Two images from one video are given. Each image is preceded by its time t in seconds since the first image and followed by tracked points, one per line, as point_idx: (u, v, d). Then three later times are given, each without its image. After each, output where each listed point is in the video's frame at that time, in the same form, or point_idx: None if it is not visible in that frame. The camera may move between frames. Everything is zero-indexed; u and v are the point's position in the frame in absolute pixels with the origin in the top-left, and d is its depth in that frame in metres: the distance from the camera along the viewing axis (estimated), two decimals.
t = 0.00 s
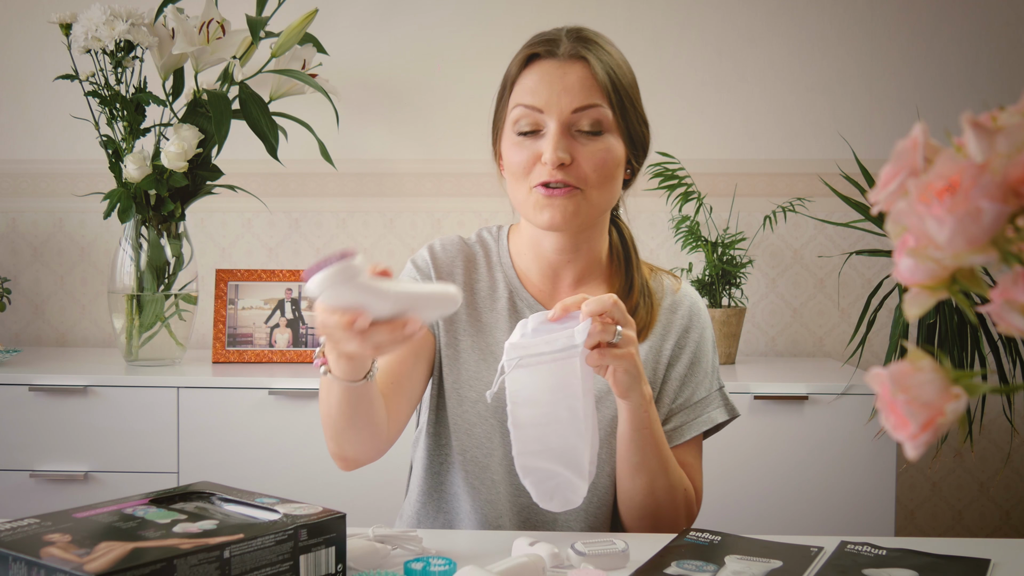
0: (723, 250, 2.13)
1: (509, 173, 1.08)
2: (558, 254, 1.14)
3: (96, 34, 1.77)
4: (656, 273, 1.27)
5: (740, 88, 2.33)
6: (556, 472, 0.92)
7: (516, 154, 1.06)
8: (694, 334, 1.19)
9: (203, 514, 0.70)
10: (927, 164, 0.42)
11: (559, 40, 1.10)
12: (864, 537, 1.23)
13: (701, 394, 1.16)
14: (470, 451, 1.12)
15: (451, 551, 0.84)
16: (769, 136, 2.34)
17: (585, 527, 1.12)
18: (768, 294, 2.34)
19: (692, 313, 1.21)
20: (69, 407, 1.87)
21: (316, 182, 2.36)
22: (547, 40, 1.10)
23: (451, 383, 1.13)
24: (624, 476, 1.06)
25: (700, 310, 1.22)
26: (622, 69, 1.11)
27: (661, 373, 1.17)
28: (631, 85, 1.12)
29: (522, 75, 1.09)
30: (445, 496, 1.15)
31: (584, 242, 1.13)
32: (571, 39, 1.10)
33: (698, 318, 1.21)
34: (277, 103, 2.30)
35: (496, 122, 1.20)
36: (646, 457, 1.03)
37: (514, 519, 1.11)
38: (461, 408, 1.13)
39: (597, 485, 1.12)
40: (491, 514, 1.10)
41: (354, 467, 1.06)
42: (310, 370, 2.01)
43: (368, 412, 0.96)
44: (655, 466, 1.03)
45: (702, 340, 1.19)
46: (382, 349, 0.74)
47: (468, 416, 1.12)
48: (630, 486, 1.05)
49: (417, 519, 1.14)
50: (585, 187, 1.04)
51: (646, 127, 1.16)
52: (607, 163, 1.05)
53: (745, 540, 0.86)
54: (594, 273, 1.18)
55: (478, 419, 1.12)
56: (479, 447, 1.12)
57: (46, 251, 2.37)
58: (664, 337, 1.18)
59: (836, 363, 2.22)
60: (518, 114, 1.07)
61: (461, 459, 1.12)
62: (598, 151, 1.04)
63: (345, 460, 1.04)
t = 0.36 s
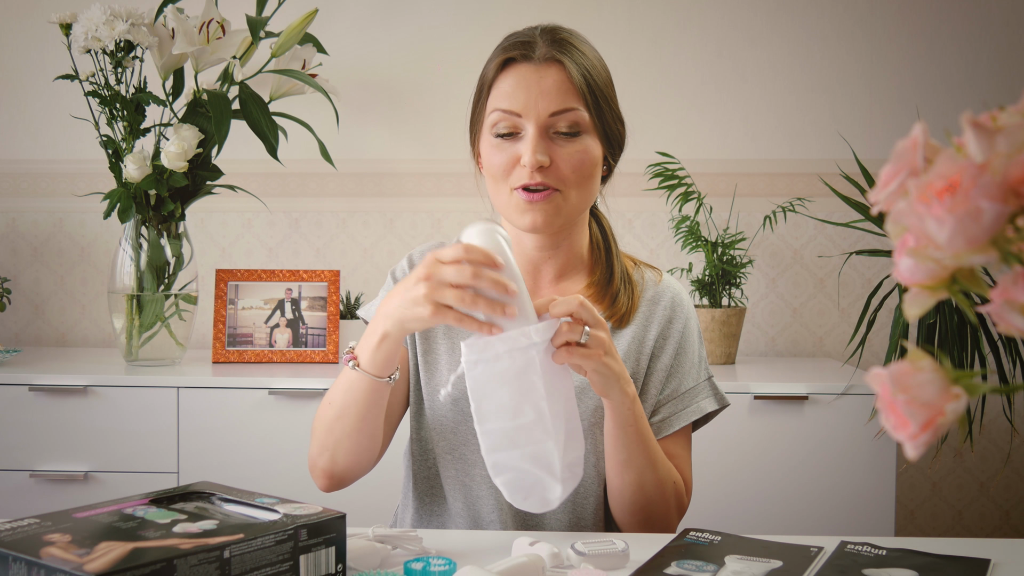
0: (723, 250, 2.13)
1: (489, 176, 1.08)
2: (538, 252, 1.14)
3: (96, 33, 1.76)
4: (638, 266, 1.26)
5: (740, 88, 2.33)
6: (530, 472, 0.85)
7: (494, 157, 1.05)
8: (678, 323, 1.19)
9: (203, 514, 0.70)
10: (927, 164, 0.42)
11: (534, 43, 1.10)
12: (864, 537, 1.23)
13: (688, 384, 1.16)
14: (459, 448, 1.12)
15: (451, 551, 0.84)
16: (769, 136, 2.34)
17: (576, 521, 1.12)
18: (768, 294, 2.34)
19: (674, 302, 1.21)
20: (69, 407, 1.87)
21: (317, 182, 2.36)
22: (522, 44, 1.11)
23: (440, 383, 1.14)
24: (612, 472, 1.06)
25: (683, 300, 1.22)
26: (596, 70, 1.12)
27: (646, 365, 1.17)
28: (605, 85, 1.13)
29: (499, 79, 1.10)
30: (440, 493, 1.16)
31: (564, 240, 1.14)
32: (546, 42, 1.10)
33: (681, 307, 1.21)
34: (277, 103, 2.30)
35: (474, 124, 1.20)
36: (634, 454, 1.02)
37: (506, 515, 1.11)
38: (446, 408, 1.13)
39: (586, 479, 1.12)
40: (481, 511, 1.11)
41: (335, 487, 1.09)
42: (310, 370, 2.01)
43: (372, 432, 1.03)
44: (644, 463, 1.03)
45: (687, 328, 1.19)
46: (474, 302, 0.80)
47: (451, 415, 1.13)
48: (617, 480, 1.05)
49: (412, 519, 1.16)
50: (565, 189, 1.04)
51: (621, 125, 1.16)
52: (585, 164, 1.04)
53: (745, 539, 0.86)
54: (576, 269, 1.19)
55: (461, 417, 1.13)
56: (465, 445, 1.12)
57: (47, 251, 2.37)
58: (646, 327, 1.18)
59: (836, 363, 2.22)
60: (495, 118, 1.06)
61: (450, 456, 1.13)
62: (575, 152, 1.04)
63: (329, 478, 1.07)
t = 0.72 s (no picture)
0: (723, 250, 2.13)
1: (486, 175, 1.08)
2: (535, 250, 1.15)
3: (96, 34, 1.76)
4: (637, 265, 1.26)
5: (740, 88, 2.33)
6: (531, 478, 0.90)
7: (491, 157, 1.06)
8: (677, 321, 1.19)
9: (203, 514, 0.70)
10: (928, 164, 0.42)
11: (529, 43, 1.10)
12: (865, 537, 1.23)
13: (690, 384, 1.17)
14: (458, 448, 1.12)
15: (451, 551, 0.84)
16: (770, 136, 2.34)
17: (576, 521, 1.12)
18: (768, 294, 2.34)
19: (671, 301, 1.20)
20: (69, 406, 1.87)
21: (317, 182, 2.36)
22: (517, 43, 1.10)
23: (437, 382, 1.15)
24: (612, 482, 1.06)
25: (681, 300, 1.22)
26: (592, 68, 1.11)
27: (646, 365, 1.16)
28: (601, 82, 1.13)
29: (495, 79, 1.09)
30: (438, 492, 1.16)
31: (562, 237, 1.14)
32: (540, 41, 1.10)
33: (678, 306, 1.21)
34: (277, 103, 2.30)
35: (470, 122, 1.20)
36: (631, 466, 1.02)
37: (505, 515, 1.11)
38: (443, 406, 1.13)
39: (584, 480, 1.12)
40: (481, 510, 1.11)
41: (329, 486, 1.08)
42: (310, 370, 2.01)
43: (371, 434, 1.03)
44: (641, 475, 1.03)
45: (685, 328, 1.19)
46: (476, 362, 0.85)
47: (450, 414, 1.13)
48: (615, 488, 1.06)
49: (410, 519, 1.16)
50: (562, 186, 1.04)
51: (616, 122, 1.16)
52: (582, 161, 1.05)
53: (745, 539, 0.86)
54: (574, 266, 1.19)
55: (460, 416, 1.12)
56: (463, 444, 1.12)
57: (46, 251, 2.37)
58: (643, 326, 1.18)
59: (836, 363, 2.22)
60: (492, 118, 1.06)
61: (449, 455, 1.13)
62: (572, 150, 1.04)
63: (324, 476, 1.07)
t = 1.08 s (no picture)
0: (723, 250, 2.13)
1: (484, 176, 1.08)
2: (535, 251, 1.15)
3: (96, 33, 1.76)
4: (636, 265, 1.26)
5: (741, 88, 2.33)
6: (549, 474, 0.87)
7: (490, 158, 1.06)
8: (677, 321, 1.19)
9: (203, 514, 0.70)
10: (928, 164, 0.42)
11: (528, 44, 1.10)
12: (864, 537, 1.23)
13: (690, 385, 1.16)
14: (458, 447, 1.12)
15: (451, 551, 0.84)
16: (770, 136, 2.34)
17: (577, 521, 1.12)
18: (768, 294, 2.34)
19: (670, 301, 1.20)
20: (69, 406, 1.87)
21: (317, 182, 2.36)
22: (516, 44, 1.10)
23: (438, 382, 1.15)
24: (615, 480, 1.06)
25: (679, 301, 1.22)
26: (591, 69, 1.11)
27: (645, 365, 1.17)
28: (600, 83, 1.13)
29: (494, 81, 1.09)
30: (438, 492, 1.16)
31: (561, 237, 1.14)
32: (539, 42, 1.10)
33: (677, 307, 1.20)
34: (277, 103, 2.30)
35: (469, 123, 1.20)
36: (635, 463, 1.02)
37: (506, 515, 1.11)
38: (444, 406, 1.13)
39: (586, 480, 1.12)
40: (482, 510, 1.12)
41: (335, 477, 1.08)
42: (310, 370, 2.01)
43: (390, 423, 1.02)
44: (645, 472, 1.03)
45: (685, 328, 1.19)
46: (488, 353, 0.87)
47: (451, 413, 1.13)
48: (619, 485, 1.06)
49: (410, 518, 1.16)
50: (561, 188, 1.04)
51: (615, 123, 1.16)
52: (581, 163, 1.05)
53: (745, 539, 0.86)
54: (574, 267, 1.19)
55: (460, 415, 1.13)
56: (464, 443, 1.12)
57: (46, 251, 2.37)
58: (642, 326, 1.18)
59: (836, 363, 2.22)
60: (491, 119, 1.06)
61: (449, 455, 1.13)
62: (571, 152, 1.04)
63: (332, 467, 1.06)
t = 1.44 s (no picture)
0: (723, 250, 2.13)
1: (485, 178, 1.08)
2: (535, 252, 1.15)
3: (96, 34, 1.76)
4: (637, 265, 1.25)
5: (741, 88, 2.33)
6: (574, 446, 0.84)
7: (491, 160, 1.05)
8: (680, 319, 1.19)
9: (203, 514, 0.70)
10: (928, 164, 0.42)
11: (528, 46, 1.10)
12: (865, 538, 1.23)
13: (692, 382, 1.16)
14: (461, 449, 1.12)
15: (451, 551, 0.84)
16: (770, 136, 2.34)
17: (580, 521, 1.12)
18: (768, 294, 2.34)
19: (674, 299, 1.21)
20: (69, 406, 1.87)
21: (317, 182, 2.36)
22: (516, 46, 1.10)
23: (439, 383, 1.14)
24: (633, 467, 1.06)
25: (682, 300, 1.21)
26: (591, 70, 1.12)
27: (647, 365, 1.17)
28: (599, 84, 1.13)
29: (494, 83, 1.09)
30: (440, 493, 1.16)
31: (561, 239, 1.14)
32: (540, 43, 1.10)
33: (681, 305, 1.20)
34: (276, 103, 2.30)
35: (469, 124, 1.20)
36: (658, 449, 1.03)
37: (508, 515, 1.11)
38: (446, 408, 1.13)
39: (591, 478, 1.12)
40: (484, 510, 1.11)
41: (350, 488, 1.08)
42: (310, 370, 2.01)
43: (386, 426, 1.03)
44: (666, 460, 1.04)
45: (689, 326, 1.19)
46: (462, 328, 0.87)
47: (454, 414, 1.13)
48: (638, 472, 1.05)
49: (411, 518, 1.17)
50: (562, 191, 1.04)
51: (615, 123, 1.16)
52: (582, 165, 1.04)
53: (745, 539, 0.86)
54: (574, 268, 1.19)
55: (464, 415, 1.13)
56: (466, 444, 1.12)
57: (47, 251, 2.37)
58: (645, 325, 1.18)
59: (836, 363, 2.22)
60: (491, 121, 1.05)
61: (452, 455, 1.13)
62: (572, 154, 1.04)
63: (344, 479, 1.07)
